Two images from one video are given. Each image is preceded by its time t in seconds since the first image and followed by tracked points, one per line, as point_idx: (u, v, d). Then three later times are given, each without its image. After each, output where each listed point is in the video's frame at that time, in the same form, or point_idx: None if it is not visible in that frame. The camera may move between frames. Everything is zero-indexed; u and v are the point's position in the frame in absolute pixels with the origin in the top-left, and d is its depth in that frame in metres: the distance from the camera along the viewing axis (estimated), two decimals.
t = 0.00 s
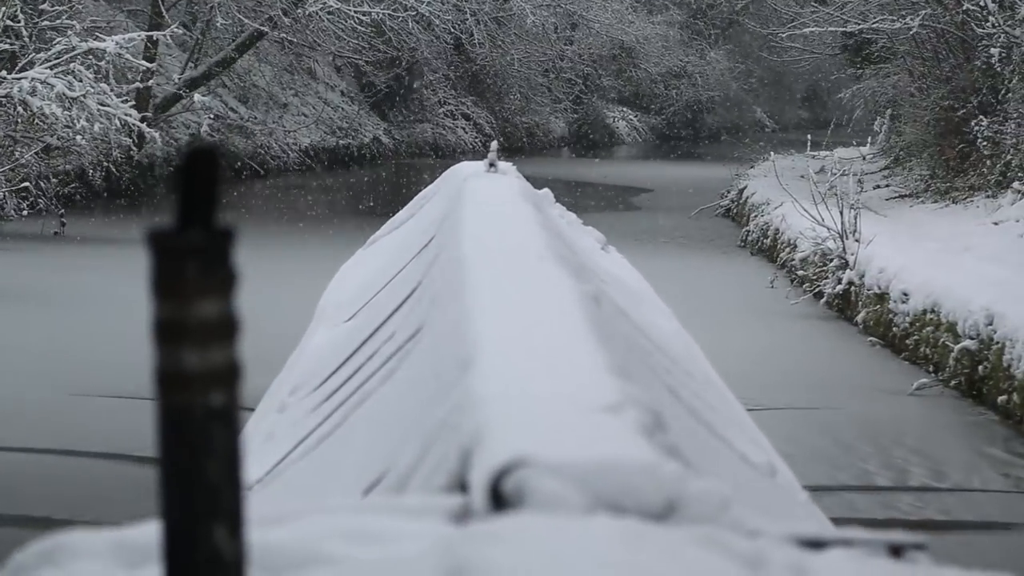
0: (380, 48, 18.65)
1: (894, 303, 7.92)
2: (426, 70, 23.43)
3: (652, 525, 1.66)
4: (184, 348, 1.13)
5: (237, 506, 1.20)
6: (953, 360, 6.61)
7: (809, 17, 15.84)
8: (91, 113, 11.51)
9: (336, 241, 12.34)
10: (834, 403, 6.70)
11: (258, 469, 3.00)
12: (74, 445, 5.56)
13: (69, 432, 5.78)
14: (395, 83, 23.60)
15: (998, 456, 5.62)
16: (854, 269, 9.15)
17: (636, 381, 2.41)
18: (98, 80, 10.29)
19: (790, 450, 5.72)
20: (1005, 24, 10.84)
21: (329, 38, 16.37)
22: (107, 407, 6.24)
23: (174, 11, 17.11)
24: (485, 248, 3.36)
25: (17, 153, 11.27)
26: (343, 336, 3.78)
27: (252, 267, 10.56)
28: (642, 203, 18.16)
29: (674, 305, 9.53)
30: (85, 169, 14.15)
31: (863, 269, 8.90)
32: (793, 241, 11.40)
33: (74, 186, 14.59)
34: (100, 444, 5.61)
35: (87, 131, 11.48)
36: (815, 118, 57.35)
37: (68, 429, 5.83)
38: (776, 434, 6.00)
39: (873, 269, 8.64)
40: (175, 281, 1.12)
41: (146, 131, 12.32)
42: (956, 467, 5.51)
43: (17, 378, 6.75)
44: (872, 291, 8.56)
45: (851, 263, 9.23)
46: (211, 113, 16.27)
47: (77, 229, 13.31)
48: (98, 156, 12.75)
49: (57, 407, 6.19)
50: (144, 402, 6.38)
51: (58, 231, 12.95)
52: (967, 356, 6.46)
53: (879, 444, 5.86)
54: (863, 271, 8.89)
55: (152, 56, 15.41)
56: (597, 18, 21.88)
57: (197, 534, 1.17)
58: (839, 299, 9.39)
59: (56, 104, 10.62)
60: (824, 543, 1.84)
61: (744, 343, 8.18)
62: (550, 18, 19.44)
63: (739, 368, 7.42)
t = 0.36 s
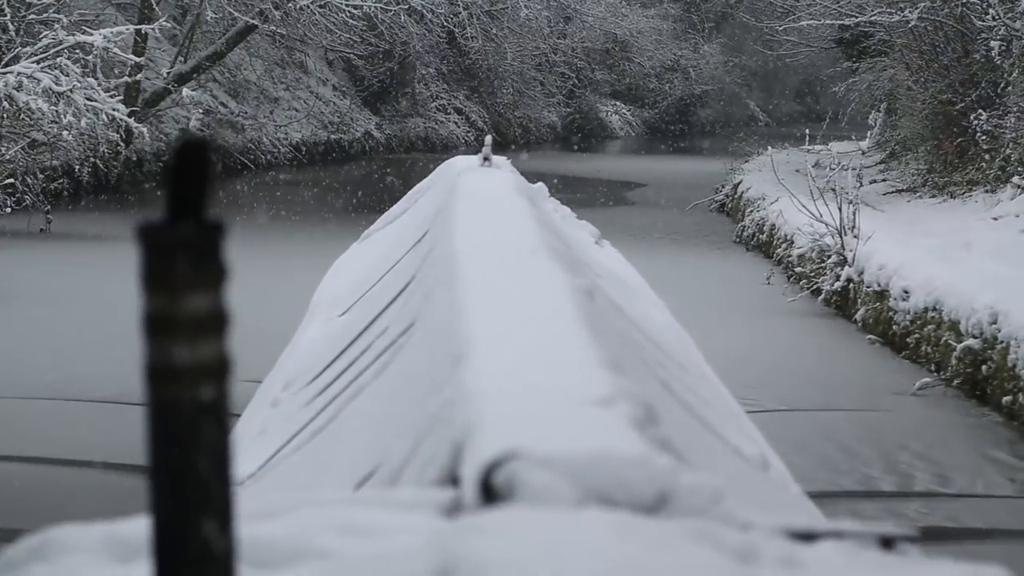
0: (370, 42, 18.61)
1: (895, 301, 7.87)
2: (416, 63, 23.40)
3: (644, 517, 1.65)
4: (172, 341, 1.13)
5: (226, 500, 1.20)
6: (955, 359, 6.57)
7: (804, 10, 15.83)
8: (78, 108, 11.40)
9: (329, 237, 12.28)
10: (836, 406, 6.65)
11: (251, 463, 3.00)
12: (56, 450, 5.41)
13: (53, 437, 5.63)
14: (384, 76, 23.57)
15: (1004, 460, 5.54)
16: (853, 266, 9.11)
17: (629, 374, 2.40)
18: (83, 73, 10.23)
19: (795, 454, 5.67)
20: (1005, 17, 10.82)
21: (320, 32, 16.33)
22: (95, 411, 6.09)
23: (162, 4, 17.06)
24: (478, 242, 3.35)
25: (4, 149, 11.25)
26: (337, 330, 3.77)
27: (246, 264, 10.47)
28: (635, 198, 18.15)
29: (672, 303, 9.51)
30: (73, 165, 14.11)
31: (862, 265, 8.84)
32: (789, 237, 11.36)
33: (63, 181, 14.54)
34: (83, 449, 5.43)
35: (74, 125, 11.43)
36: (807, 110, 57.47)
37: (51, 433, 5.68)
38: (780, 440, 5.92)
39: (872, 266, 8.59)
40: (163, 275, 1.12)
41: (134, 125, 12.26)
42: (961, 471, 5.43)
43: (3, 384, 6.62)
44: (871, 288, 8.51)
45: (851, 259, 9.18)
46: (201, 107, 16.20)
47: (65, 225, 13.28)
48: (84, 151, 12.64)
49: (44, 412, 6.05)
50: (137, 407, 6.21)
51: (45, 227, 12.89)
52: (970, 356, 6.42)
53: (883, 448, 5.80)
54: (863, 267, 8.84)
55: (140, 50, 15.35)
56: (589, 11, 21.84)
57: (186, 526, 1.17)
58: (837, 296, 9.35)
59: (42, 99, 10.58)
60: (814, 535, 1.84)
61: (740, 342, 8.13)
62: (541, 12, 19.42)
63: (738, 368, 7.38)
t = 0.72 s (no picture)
0: (346, 35, 18.50)
1: (880, 299, 7.67)
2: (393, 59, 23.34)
3: (624, 513, 1.65)
4: (152, 337, 1.12)
5: (207, 495, 1.20)
6: (944, 360, 6.35)
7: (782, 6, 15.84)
8: (48, 102, 11.34)
9: (306, 234, 12.12)
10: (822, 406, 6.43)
11: (229, 458, 2.98)
12: (26, 457, 5.18)
13: (25, 443, 5.40)
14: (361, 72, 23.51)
15: (996, 466, 5.27)
16: (836, 263, 8.94)
17: (609, 368, 2.40)
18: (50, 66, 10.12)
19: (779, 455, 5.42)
20: (986, 9, 10.74)
21: (295, 26, 16.21)
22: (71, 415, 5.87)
23: None
24: (458, 236, 3.34)
25: None
26: (317, 325, 3.76)
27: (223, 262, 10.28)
28: (614, 193, 18.11)
29: (655, 300, 9.46)
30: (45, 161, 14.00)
31: (847, 263, 8.64)
32: (771, 233, 11.37)
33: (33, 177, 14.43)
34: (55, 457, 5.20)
35: (44, 120, 11.36)
36: (783, 106, 57.72)
37: (22, 440, 5.45)
38: (768, 443, 5.62)
39: (857, 262, 8.36)
40: (142, 273, 1.11)
41: (105, 121, 12.13)
42: (951, 475, 5.18)
43: None
44: (856, 286, 8.29)
45: (834, 257, 9.00)
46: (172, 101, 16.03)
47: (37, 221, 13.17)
48: (54, 147, 12.55)
49: (14, 417, 5.82)
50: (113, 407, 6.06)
51: (15, 224, 12.76)
52: (959, 355, 6.18)
53: (871, 450, 5.53)
54: (847, 264, 8.66)
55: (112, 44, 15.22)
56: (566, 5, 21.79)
57: (165, 521, 1.17)
58: (820, 293, 9.18)
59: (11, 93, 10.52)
60: (791, 528, 1.84)
61: (722, 338, 8.00)
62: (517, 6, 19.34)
63: (722, 364, 7.18)
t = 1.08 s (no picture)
0: (342, 27, 18.44)
1: (886, 299, 7.61)
2: (389, 51, 23.27)
3: (625, 506, 1.65)
4: (153, 329, 1.11)
5: (206, 487, 1.19)
6: (953, 362, 6.30)
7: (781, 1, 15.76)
8: (40, 94, 11.29)
9: (305, 229, 12.06)
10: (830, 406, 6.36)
11: (228, 451, 2.98)
12: (17, 457, 5.06)
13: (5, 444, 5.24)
14: (357, 64, 23.44)
15: (1011, 475, 5.17)
16: (841, 262, 8.90)
17: (608, 362, 2.39)
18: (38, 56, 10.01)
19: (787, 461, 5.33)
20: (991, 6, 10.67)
21: (291, 18, 16.16)
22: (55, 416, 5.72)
23: None
24: (459, 230, 3.34)
25: None
26: (316, 317, 3.75)
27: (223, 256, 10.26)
28: (611, 189, 18.09)
29: (656, 298, 9.39)
30: (37, 153, 13.92)
31: (852, 262, 8.61)
32: (773, 231, 11.35)
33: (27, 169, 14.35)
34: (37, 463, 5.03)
35: (36, 112, 11.31)
36: (778, 99, 57.67)
37: (5, 442, 5.30)
38: (776, 449, 5.52)
39: (863, 262, 8.29)
40: (144, 264, 1.10)
41: (98, 114, 11.97)
42: (965, 484, 5.09)
43: None
44: (861, 286, 8.24)
45: (839, 255, 8.95)
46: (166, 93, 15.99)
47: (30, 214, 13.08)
48: (46, 138, 12.51)
49: (3, 416, 5.69)
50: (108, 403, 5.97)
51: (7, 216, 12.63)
52: (969, 358, 6.17)
53: (881, 458, 5.43)
54: (852, 264, 8.62)
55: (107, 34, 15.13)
56: None
57: (165, 514, 1.16)
58: (825, 293, 9.14)
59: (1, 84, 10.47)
60: (792, 524, 1.82)
61: (726, 337, 7.95)
62: None
63: (727, 365, 7.09)
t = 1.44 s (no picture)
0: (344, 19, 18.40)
1: (900, 296, 7.51)
2: (391, 42, 23.23)
3: (630, 497, 1.64)
4: (158, 319, 1.11)
5: (211, 478, 1.19)
6: (971, 362, 6.14)
7: None
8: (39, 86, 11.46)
9: (309, 222, 12.03)
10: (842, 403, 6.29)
11: (234, 443, 2.98)
12: (11, 456, 4.97)
13: None
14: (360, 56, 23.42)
15: None
16: (853, 258, 8.84)
17: (614, 353, 2.38)
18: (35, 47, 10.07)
19: (800, 466, 5.18)
20: None
21: (294, 9, 16.12)
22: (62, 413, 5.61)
23: None
24: (465, 221, 3.33)
25: None
26: (323, 309, 3.75)
27: (231, 249, 10.27)
28: (617, 182, 18.08)
29: (665, 294, 9.34)
30: (38, 145, 13.92)
31: (864, 258, 8.55)
32: (783, 225, 11.29)
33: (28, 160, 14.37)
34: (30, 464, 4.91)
35: (35, 105, 11.45)
36: (784, 94, 57.51)
37: None
38: (789, 453, 5.36)
39: (876, 258, 8.22)
40: (149, 253, 1.09)
41: (97, 106, 12.12)
42: (984, 489, 4.95)
43: None
44: (874, 283, 8.18)
45: (851, 250, 8.91)
46: (169, 85, 16.01)
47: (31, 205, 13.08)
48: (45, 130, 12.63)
49: None
50: (107, 399, 5.89)
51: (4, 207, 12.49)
52: (987, 357, 5.99)
53: (897, 462, 5.27)
54: (864, 260, 8.56)
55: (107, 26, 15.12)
56: None
57: (171, 505, 1.16)
58: (836, 289, 9.09)
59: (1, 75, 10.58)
60: (798, 515, 1.82)
61: (736, 334, 7.89)
62: None
63: (738, 363, 7.04)
